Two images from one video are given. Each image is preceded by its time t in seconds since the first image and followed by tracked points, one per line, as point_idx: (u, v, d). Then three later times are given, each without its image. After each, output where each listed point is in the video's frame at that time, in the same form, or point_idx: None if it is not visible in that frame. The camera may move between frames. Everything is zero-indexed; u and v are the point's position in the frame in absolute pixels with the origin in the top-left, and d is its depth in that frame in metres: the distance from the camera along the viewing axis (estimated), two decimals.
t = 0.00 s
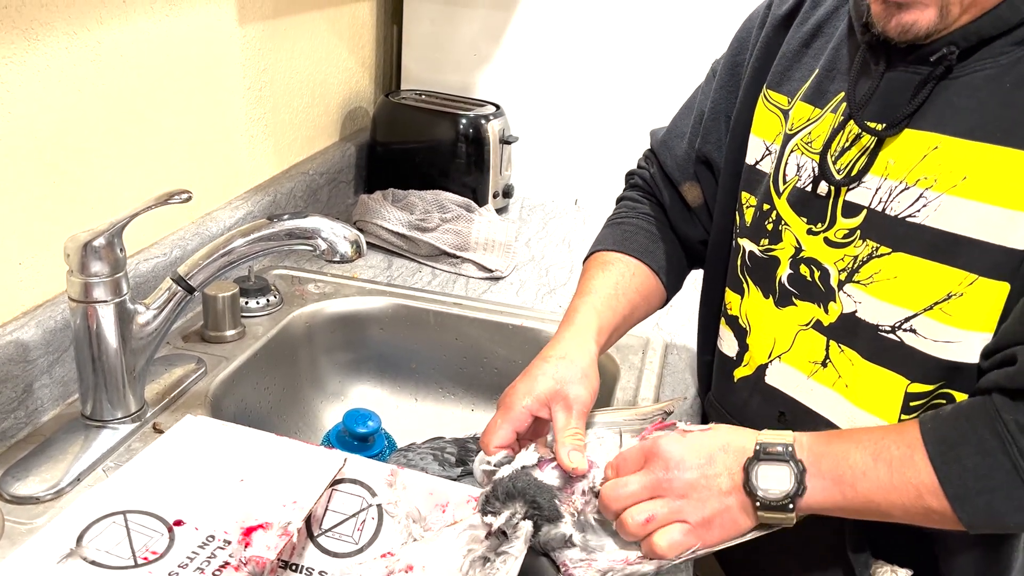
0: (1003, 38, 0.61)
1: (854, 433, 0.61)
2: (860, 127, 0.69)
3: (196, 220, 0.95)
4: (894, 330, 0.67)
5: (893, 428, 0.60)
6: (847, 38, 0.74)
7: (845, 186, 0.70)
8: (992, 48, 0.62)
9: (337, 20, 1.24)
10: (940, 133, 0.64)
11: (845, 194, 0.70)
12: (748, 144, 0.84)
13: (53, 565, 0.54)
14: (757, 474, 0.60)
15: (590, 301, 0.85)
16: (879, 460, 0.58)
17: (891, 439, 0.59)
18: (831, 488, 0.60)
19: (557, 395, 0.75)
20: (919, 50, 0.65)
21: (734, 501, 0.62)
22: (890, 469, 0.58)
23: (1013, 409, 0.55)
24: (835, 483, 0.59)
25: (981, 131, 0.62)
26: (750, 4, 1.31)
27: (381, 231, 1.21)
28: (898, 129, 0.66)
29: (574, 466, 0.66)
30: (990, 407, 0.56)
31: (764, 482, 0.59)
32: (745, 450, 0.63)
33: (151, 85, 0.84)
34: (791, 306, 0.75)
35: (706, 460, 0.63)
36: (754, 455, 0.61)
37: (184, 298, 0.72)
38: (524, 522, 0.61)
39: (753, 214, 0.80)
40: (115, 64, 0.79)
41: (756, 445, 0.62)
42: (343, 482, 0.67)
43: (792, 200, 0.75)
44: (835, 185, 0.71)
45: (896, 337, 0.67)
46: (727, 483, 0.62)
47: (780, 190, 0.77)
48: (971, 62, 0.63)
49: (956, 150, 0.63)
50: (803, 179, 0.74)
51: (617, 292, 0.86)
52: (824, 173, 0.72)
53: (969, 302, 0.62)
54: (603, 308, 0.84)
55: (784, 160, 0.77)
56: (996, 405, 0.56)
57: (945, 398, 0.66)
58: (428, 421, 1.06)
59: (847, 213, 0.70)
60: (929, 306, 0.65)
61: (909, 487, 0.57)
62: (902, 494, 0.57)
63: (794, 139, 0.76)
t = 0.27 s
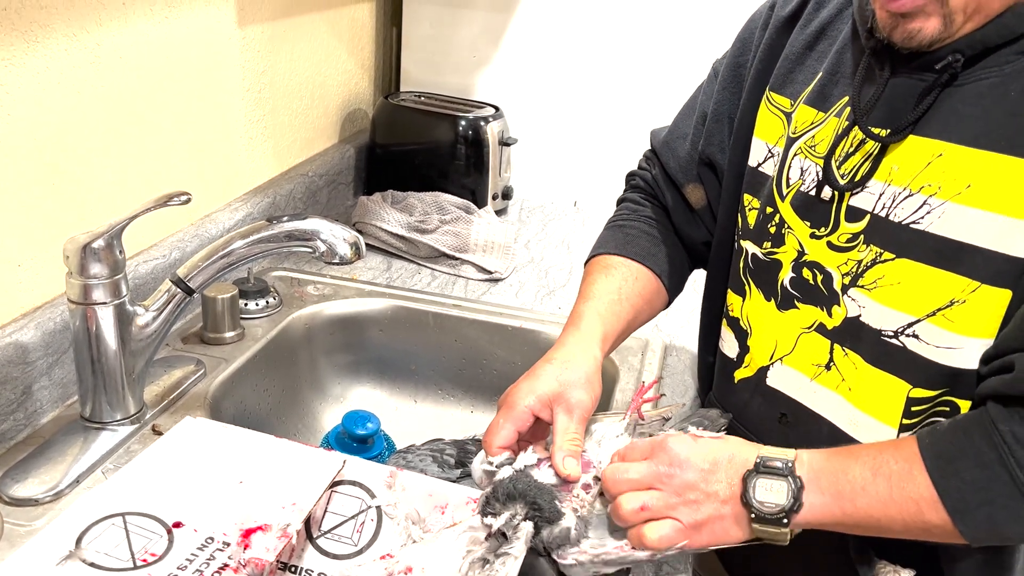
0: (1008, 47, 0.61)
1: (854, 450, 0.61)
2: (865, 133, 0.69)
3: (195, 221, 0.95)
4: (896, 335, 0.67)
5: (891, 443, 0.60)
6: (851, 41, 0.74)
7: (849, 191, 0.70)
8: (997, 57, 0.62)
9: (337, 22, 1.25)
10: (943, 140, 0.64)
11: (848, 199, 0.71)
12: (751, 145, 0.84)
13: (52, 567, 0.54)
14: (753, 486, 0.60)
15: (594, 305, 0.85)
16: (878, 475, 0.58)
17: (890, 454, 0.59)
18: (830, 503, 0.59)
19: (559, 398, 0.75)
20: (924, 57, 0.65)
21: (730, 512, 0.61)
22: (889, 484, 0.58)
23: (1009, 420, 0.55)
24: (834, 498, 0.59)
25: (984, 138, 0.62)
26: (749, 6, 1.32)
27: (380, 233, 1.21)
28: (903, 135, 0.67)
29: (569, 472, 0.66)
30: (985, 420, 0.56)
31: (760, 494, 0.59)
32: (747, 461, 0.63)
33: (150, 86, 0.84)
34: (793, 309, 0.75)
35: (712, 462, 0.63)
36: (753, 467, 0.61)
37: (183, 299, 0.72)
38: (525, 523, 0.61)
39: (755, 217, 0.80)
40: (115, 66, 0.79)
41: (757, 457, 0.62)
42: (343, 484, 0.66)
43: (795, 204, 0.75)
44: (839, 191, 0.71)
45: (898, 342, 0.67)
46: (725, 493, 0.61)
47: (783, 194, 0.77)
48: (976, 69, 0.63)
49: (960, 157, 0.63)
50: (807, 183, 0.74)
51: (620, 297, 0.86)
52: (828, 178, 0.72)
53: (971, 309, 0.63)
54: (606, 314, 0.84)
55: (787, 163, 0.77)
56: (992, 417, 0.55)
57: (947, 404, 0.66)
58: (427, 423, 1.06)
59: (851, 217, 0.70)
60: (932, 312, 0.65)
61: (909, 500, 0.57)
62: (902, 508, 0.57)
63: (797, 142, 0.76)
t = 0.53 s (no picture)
0: (1010, 55, 0.62)
1: (851, 460, 0.62)
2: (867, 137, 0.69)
3: (194, 224, 0.95)
4: (896, 338, 0.67)
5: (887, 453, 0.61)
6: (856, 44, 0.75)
7: (850, 195, 0.70)
8: (999, 65, 0.62)
9: (337, 25, 1.25)
10: (945, 146, 0.65)
11: (850, 203, 0.71)
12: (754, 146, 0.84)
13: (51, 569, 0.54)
14: (745, 479, 0.61)
15: (598, 307, 0.85)
16: (870, 479, 0.59)
17: (884, 460, 0.60)
18: (824, 505, 0.59)
19: (562, 403, 0.75)
20: (928, 62, 0.66)
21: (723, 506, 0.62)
22: (880, 488, 0.58)
23: (997, 421, 0.54)
24: (827, 502, 0.59)
25: (985, 145, 0.62)
26: (748, 8, 1.32)
27: (379, 235, 1.21)
28: (903, 140, 0.67)
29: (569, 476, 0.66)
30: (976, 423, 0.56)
31: (755, 485, 0.61)
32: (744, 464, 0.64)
33: (150, 88, 0.85)
34: (793, 312, 0.75)
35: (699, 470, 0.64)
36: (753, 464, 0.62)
37: (182, 301, 0.72)
38: (524, 525, 0.62)
39: (760, 218, 0.80)
40: (114, 68, 0.79)
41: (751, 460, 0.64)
42: (342, 486, 0.66)
43: (798, 206, 0.75)
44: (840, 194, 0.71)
45: (898, 346, 0.67)
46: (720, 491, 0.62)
47: (786, 196, 0.77)
48: (978, 75, 0.63)
49: (960, 163, 0.63)
50: (810, 185, 0.74)
51: (624, 300, 0.86)
52: (830, 181, 0.72)
53: (970, 314, 0.63)
54: (610, 317, 0.84)
55: (790, 165, 0.77)
56: (982, 421, 0.55)
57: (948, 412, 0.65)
58: (426, 425, 1.06)
59: (853, 220, 0.70)
60: (931, 316, 0.65)
61: (899, 504, 0.57)
62: (894, 512, 0.57)
63: (801, 144, 0.76)
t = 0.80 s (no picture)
0: (1009, 54, 0.62)
1: (855, 442, 0.62)
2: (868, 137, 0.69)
3: (194, 226, 0.95)
4: (893, 337, 0.67)
5: (893, 437, 0.61)
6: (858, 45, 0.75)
7: (851, 195, 0.70)
8: (998, 65, 0.62)
9: (336, 27, 1.25)
10: (945, 146, 0.64)
11: (851, 203, 0.71)
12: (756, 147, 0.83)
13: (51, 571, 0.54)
14: (762, 479, 0.61)
15: (601, 295, 0.85)
16: (881, 469, 0.60)
17: (893, 450, 0.60)
18: (833, 495, 0.60)
19: (570, 388, 0.75)
20: (928, 62, 0.66)
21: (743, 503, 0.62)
22: (890, 478, 0.59)
23: (1010, 425, 0.57)
24: (837, 490, 0.60)
25: (984, 146, 0.62)
26: (745, 12, 1.32)
27: (378, 237, 1.21)
28: (904, 141, 0.67)
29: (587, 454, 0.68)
30: (988, 422, 0.58)
31: (771, 487, 0.60)
32: (754, 452, 0.63)
33: (149, 91, 0.85)
34: (793, 311, 0.75)
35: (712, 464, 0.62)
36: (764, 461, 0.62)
37: (182, 303, 0.72)
38: (521, 530, 0.61)
39: (761, 218, 0.80)
40: (114, 71, 0.79)
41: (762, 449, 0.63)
42: (341, 488, 0.66)
43: (799, 205, 0.75)
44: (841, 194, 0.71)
45: (895, 344, 0.67)
46: (736, 486, 0.62)
47: (787, 195, 0.77)
48: (978, 75, 0.63)
49: (961, 163, 0.63)
50: (812, 184, 0.74)
51: (627, 288, 0.87)
52: (831, 181, 0.72)
53: (968, 313, 0.63)
54: (614, 303, 0.84)
55: (791, 166, 0.77)
56: (995, 421, 0.57)
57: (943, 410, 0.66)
58: (425, 427, 1.06)
59: (853, 221, 0.71)
60: (928, 316, 0.65)
61: (908, 495, 0.59)
62: (902, 501, 0.59)
63: (802, 145, 0.76)
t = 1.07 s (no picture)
0: (1004, 55, 0.62)
1: (839, 433, 0.63)
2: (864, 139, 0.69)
3: (193, 228, 0.95)
4: (888, 337, 0.67)
5: (875, 429, 0.62)
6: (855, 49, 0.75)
7: (849, 196, 0.71)
8: (992, 66, 0.62)
9: (336, 29, 1.25)
10: (940, 147, 0.65)
11: (849, 204, 0.71)
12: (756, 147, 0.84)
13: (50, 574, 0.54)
14: (743, 455, 0.63)
15: (602, 303, 0.85)
16: (857, 457, 0.61)
17: (871, 439, 0.61)
18: (812, 480, 0.62)
19: (565, 395, 0.75)
20: (923, 63, 0.66)
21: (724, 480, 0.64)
22: (866, 467, 0.60)
23: (983, 416, 0.57)
24: (815, 475, 0.62)
25: (980, 147, 0.62)
26: (743, 13, 1.32)
27: (378, 239, 1.21)
28: (902, 141, 0.67)
29: (578, 466, 0.68)
30: (963, 413, 0.58)
31: (749, 462, 0.62)
32: (733, 440, 0.66)
33: (149, 92, 0.85)
34: (794, 312, 0.76)
35: (692, 448, 0.65)
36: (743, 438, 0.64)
37: (181, 305, 0.72)
38: (524, 530, 0.61)
39: (760, 220, 0.80)
40: (113, 72, 0.79)
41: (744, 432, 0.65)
42: (340, 490, 0.67)
43: (797, 208, 0.76)
44: (840, 195, 0.71)
45: (890, 345, 0.67)
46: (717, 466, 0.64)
47: (786, 198, 0.77)
48: (973, 76, 0.63)
49: (955, 164, 0.63)
50: (809, 187, 0.75)
51: (628, 296, 0.87)
52: (829, 183, 0.72)
53: (960, 312, 0.63)
54: (615, 312, 0.85)
55: (790, 168, 0.77)
56: (969, 412, 0.57)
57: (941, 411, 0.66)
58: (425, 429, 1.06)
59: (851, 222, 0.71)
60: (923, 316, 0.65)
61: (882, 483, 0.59)
62: (876, 489, 0.59)
63: (800, 148, 0.76)
